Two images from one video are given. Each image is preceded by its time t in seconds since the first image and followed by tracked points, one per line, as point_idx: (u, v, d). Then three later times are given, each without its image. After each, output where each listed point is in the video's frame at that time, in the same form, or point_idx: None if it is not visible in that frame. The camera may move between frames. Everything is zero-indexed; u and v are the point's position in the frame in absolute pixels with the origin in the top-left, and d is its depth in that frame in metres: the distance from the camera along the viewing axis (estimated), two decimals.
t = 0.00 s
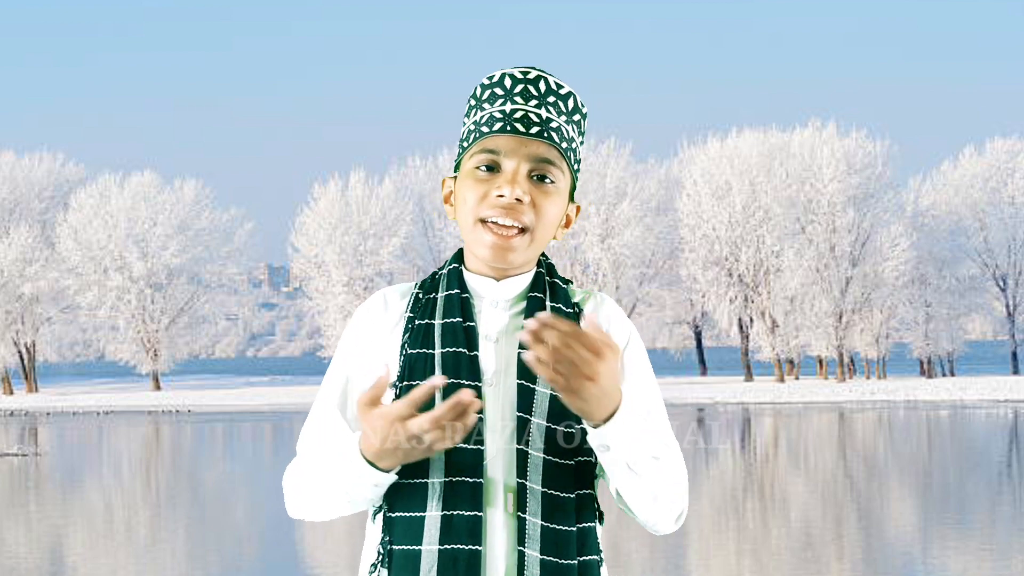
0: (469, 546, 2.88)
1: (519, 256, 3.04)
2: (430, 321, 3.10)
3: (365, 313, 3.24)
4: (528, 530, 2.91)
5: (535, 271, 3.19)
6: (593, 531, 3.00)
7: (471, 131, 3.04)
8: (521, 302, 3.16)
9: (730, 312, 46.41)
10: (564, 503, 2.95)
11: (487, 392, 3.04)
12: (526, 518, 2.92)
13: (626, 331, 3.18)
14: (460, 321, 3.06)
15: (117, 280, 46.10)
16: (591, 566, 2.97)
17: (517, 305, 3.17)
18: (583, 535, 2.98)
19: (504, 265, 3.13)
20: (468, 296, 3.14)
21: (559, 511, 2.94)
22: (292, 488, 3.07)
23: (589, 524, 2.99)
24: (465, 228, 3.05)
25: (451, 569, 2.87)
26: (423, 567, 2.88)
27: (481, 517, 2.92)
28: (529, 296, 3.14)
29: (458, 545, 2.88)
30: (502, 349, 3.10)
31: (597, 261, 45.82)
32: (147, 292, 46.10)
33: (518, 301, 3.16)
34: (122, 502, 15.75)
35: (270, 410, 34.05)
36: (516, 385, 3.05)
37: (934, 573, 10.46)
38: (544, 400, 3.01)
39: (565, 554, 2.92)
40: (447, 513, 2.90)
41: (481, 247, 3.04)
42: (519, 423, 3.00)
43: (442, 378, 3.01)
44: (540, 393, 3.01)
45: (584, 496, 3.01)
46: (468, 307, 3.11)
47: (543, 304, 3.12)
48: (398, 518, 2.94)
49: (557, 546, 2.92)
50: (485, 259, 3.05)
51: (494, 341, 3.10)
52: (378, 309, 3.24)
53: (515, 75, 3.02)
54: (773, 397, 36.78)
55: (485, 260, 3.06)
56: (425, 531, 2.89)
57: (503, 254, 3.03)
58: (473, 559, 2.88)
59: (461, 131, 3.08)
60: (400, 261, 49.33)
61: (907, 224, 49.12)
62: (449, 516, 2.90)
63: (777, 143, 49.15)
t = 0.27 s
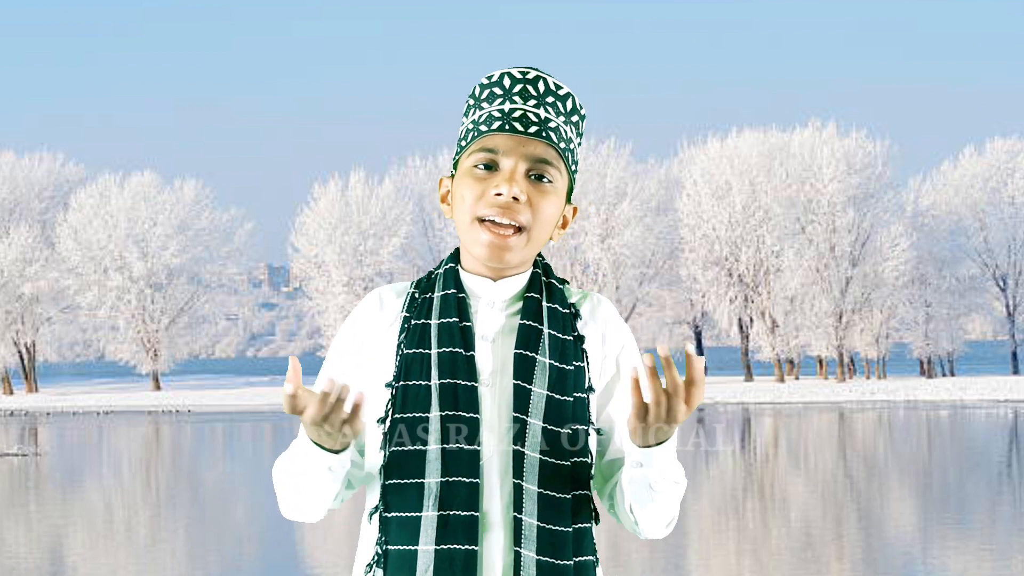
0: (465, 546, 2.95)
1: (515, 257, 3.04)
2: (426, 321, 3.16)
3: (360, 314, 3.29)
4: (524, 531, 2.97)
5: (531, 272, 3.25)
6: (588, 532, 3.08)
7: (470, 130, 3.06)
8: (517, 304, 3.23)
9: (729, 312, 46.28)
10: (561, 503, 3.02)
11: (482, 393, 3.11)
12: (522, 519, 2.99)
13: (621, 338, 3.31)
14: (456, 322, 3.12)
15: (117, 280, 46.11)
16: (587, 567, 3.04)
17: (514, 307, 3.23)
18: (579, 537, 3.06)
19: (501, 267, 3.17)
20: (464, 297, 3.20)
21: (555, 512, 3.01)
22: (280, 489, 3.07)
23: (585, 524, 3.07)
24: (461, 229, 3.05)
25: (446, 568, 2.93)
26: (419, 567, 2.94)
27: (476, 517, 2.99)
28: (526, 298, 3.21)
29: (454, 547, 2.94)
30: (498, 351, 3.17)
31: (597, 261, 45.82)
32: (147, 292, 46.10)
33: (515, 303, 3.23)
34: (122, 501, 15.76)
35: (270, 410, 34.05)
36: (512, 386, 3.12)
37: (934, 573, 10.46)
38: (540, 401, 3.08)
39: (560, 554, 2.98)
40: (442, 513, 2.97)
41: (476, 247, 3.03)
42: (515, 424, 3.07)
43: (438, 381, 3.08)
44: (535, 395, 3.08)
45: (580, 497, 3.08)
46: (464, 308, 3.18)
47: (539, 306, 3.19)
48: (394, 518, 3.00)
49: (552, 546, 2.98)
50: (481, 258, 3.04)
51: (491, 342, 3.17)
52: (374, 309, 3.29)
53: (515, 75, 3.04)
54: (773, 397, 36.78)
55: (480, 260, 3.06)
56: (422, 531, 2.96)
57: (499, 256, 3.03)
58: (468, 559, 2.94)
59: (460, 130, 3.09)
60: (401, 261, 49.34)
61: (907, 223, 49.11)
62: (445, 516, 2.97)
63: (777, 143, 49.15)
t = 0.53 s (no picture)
0: (460, 546, 2.94)
1: (512, 258, 3.02)
2: (423, 320, 3.16)
3: (356, 314, 3.28)
4: (520, 533, 2.99)
5: (528, 272, 3.25)
6: (584, 532, 3.10)
7: (469, 129, 3.07)
8: (515, 304, 3.23)
9: (730, 312, 46.10)
10: (558, 504, 3.03)
11: (478, 392, 3.12)
12: (519, 520, 3.00)
13: (617, 341, 3.32)
14: (453, 321, 3.13)
15: (117, 280, 46.11)
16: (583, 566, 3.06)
17: (512, 306, 3.24)
18: (575, 537, 3.07)
19: (498, 268, 3.17)
20: (461, 297, 3.20)
21: (552, 513, 3.02)
22: (275, 487, 3.06)
23: (582, 523, 3.09)
24: (459, 230, 3.05)
25: (441, 567, 2.93)
26: (415, 568, 2.94)
27: (472, 518, 2.99)
28: (523, 298, 3.22)
29: (450, 546, 2.94)
30: (494, 350, 3.18)
31: (597, 261, 45.79)
32: (147, 292, 46.12)
33: (512, 303, 3.23)
34: (122, 501, 15.75)
35: (270, 410, 34.04)
36: (508, 386, 3.13)
37: (934, 573, 10.46)
38: (536, 402, 3.09)
39: (556, 555, 2.99)
40: (438, 513, 2.97)
41: (475, 250, 3.02)
42: (511, 427, 3.09)
43: (434, 380, 3.08)
44: (533, 395, 3.09)
45: (576, 497, 3.09)
46: (461, 307, 3.18)
47: (536, 307, 3.19)
48: (389, 518, 3.00)
49: (549, 546, 2.99)
50: (479, 259, 3.03)
51: (487, 342, 3.17)
52: (371, 308, 3.29)
53: (513, 74, 3.06)
54: (773, 397, 36.79)
55: (478, 262, 3.05)
56: (417, 531, 2.96)
57: (495, 259, 3.02)
58: (464, 558, 2.93)
59: (459, 129, 3.10)
60: (401, 261, 49.33)
61: (907, 223, 49.10)
62: (440, 516, 2.97)
63: (777, 143, 49.13)
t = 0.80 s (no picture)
0: (457, 547, 2.95)
1: (510, 254, 3.03)
2: (421, 320, 3.16)
3: (354, 313, 3.28)
4: (517, 534, 2.99)
5: (526, 272, 3.25)
6: (581, 534, 3.11)
7: (467, 129, 3.07)
8: (512, 305, 3.23)
9: (729, 312, 46.18)
10: (554, 505, 3.04)
11: (476, 393, 3.12)
12: (516, 521, 3.01)
13: (613, 343, 3.33)
14: (451, 321, 3.13)
15: (117, 280, 46.11)
16: (580, 566, 3.07)
17: (509, 307, 3.24)
18: (572, 538, 3.08)
19: (495, 267, 3.18)
20: (458, 296, 3.19)
21: (548, 514, 3.02)
22: (271, 485, 3.06)
23: (579, 525, 3.09)
24: (456, 226, 3.05)
25: (439, 568, 2.93)
26: (412, 568, 2.94)
27: (470, 519, 2.99)
28: (521, 297, 3.22)
29: (447, 546, 2.94)
30: (492, 350, 3.18)
31: (597, 261, 45.79)
32: (147, 292, 46.12)
33: (509, 303, 3.23)
34: (122, 501, 15.75)
35: (270, 410, 34.04)
36: (506, 387, 3.13)
37: (934, 573, 10.46)
38: (533, 402, 3.09)
39: (554, 555, 3.00)
40: (435, 514, 2.97)
41: (473, 246, 3.03)
42: (508, 427, 3.09)
43: (432, 381, 3.08)
44: (530, 395, 3.09)
45: (573, 498, 3.09)
46: (459, 307, 3.18)
47: (534, 307, 3.19)
48: (386, 519, 3.00)
49: (546, 547, 2.99)
50: (476, 254, 3.03)
51: (485, 342, 3.18)
52: (368, 309, 3.29)
53: (512, 73, 3.05)
54: (773, 397, 36.78)
55: (476, 257, 3.05)
56: (415, 532, 2.96)
57: (493, 256, 3.02)
58: (461, 559, 2.94)
59: (458, 127, 3.10)
60: (401, 261, 49.33)
61: (907, 224, 49.12)
62: (438, 518, 2.97)
63: (777, 143, 49.14)
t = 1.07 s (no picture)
0: (455, 546, 2.95)
1: (510, 253, 3.02)
2: (419, 320, 3.15)
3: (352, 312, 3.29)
4: (515, 535, 3.00)
5: (526, 271, 3.25)
6: (578, 534, 3.11)
7: (469, 128, 3.06)
8: (511, 305, 3.23)
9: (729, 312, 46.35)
10: (552, 505, 3.04)
11: (474, 393, 3.13)
12: (513, 520, 3.01)
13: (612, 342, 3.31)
14: (449, 321, 3.13)
15: (117, 280, 46.10)
16: (577, 566, 3.06)
17: (508, 307, 3.23)
18: (570, 538, 3.07)
19: (496, 267, 3.16)
20: (457, 295, 3.19)
21: (547, 514, 3.02)
22: (268, 475, 3.05)
23: (577, 524, 3.09)
24: (456, 222, 3.04)
25: (437, 569, 2.94)
26: (410, 568, 2.94)
27: (467, 518, 3.00)
28: (520, 296, 3.21)
29: (445, 546, 2.95)
30: (491, 350, 3.19)
31: (597, 261, 45.77)
32: (147, 292, 46.11)
33: (509, 303, 3.24)
34: (122, 502, 15.75)
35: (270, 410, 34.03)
36: (505, 386, 3.14)
37: (934, 573, 10.46)
38: (532, 401, 3.10)
39: (551, 556, 3.00)
40: (434, 514, 2.98)
41: (472, 240, 3.02)
42: (508, 425, 3.09)
43: (430, 381, 3.09)
44: (529, 394, 3.11)
45: (571, 499, 3.09)
46: (458, 306, 3.17)
47: (533, 307, 3.19)
48: (384, 519, 3.00)
49: (543, 548, 3.00)
50: (476, 251, 3.03)
51: (484, 342, 3.18)
52: (366, 307, 3.28)
53: (516, 73, 3.04)
54: (773, 397, 36.78)
55: (476, 253, 3.04)
56: (413, 532, 2.96)
57: (493, 253, 3.02)
58: (459, 560, 2.95)
59: (459, 127, 3.09)
60: (401, 261, 49.32)
61: (907, 224, 49.12)
62: (436, 516, 2.97)
63: (777, 143, 49.14)
